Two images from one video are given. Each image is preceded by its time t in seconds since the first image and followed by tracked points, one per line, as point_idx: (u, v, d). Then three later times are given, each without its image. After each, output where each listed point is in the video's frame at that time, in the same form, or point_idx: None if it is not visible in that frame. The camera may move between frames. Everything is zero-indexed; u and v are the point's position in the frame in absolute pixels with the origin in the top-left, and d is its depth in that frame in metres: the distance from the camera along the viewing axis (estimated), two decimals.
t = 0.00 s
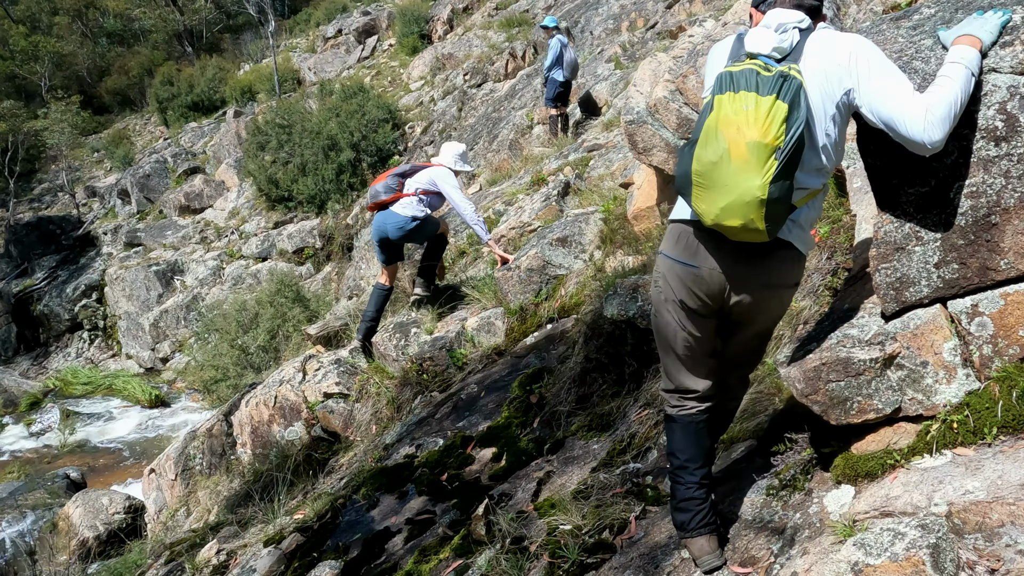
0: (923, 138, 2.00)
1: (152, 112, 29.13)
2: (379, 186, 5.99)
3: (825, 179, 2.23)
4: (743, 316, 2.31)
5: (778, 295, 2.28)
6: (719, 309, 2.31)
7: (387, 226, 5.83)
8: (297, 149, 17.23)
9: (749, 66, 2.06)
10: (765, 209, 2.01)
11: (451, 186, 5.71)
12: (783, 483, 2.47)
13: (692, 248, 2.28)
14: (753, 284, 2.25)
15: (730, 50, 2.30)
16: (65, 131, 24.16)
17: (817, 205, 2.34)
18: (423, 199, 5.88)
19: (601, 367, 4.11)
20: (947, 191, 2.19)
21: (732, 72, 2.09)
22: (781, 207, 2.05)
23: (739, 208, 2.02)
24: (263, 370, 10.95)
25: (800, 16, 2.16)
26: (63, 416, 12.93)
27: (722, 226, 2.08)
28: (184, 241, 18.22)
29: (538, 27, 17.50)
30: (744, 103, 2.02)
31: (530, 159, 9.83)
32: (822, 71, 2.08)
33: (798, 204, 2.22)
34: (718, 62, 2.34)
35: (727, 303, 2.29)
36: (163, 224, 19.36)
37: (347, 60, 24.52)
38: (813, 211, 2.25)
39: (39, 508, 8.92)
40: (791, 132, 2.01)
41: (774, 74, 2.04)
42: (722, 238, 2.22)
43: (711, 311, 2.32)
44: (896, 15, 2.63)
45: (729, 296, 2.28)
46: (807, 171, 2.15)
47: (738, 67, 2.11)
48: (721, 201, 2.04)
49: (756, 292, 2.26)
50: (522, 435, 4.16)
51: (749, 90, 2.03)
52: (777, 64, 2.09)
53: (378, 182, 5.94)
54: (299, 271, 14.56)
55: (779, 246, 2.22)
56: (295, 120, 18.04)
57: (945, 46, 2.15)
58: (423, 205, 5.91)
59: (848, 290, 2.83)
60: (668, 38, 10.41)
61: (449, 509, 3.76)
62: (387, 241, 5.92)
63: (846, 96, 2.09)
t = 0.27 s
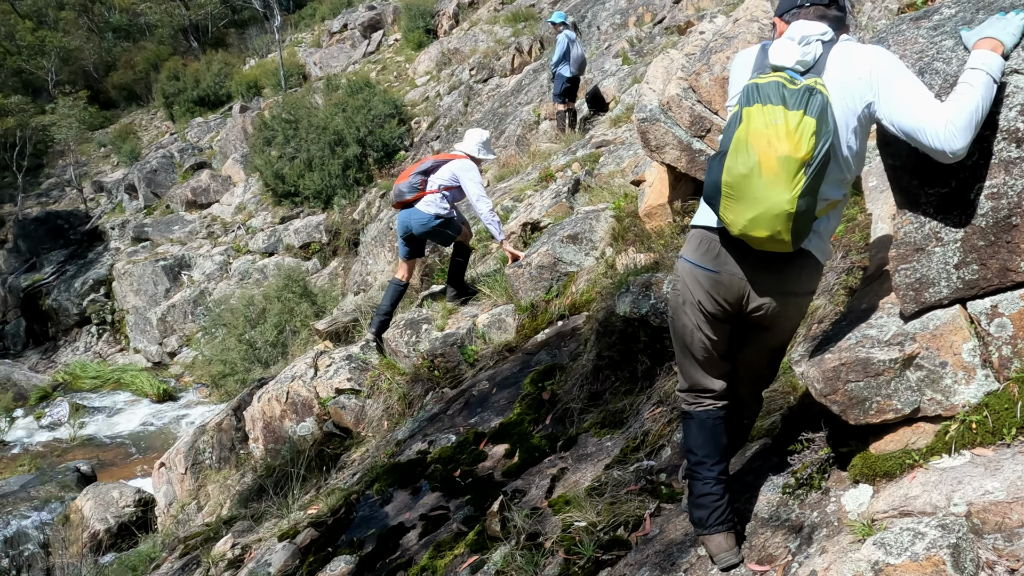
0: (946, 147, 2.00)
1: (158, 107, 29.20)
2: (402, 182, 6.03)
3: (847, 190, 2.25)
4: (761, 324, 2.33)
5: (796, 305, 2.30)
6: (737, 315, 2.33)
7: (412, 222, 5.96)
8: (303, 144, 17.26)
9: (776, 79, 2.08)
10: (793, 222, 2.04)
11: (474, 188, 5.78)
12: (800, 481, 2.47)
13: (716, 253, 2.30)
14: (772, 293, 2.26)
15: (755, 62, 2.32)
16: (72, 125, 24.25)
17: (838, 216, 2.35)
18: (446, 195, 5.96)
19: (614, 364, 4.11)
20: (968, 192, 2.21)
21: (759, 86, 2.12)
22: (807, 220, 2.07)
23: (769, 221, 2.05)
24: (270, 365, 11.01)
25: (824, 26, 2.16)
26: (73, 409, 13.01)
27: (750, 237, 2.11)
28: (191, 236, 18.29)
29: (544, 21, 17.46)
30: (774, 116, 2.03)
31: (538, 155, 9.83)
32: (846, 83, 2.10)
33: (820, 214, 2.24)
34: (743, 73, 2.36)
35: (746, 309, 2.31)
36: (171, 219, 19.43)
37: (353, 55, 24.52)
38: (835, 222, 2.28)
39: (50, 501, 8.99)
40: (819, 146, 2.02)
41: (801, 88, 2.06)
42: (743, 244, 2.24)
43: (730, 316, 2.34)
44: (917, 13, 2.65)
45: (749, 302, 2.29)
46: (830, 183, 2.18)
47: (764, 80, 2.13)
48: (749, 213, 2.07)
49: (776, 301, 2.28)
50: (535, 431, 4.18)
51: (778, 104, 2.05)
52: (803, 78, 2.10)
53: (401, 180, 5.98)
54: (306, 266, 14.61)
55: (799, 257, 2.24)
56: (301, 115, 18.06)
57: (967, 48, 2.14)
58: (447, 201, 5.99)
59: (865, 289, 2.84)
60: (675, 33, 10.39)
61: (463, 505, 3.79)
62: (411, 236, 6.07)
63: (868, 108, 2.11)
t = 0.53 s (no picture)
0: (957, 144, 1.99)
1: (169, 105, 29.36)
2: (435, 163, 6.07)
3: (855, 187, 2.26)
4: (769, 319, 2.34)
5: (805, 299, 2.30)
6: (745, 310, 2.34)
7: (447, 202, 6.04)
8: (313, 142, 17.33)
9: (785, 75, 2.08)
10: (794, 216, 2.05)
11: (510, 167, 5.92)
12: (811, 480, 2.47)
13: (720, 248, 2.31)
14: (780, 287, 2.26)
15: (769, 57, 2.33)
16: (85, 123, 24.44)
17: (849, 213, 2.35)
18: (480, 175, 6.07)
19: (624, 362, 4.11)
20: (983, 191, 2.20)
21: (768, 80, 2.12)
22: (809, 216, 2.09)
23: (768, 216, 2.07)
24: (280, 361, 11.07)
25: (839, 23, 2.17)
26: (85, 404, 13.11)
27: (751, 231, 2.13)
28: (202, 233, 18.41)
29: (553, 19, 17.43)
30: (778, 112, 2.05)
31: (547, 153, 9.83)
32: (857, 80, 2.11)
33: (826, 210, 2.25)
34: (758, 68, 2.38)
35: (755, 303, 2.31)
36: (182, 217, 19.55)
37: (362, 53, 24.58)
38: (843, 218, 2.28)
39: (62, 495, 9.08)
40: (823, 143, 2.03)
41: (810, 84, 2.07)
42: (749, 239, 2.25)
43: (738, 312, 2.34)
44: (932, 12, 2.65)
45: (756, 296, 2.30)
46: (836, 180, 2.18)
47: (773, 74, 2.14)
48: (750, 207, 2.09)
49: (784, 295, 2.28)
50: (544, 428, 4.18)
51: (783, 99, 2.06)
52: (812, 74, 2.11)
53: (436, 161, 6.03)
54: (316, 263, 14.66)
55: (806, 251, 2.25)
56: (311, 113, 18.12)
57: (983, 45, 2.13)
58: (479, 180, 6.11)
59: (878, 288, 2.82)
60: (686, 31, 10.35)
61: (473, 501, 3.80)
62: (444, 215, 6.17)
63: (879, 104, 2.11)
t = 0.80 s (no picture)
0: (959, 140, 1.95)
1: (177, 102, 29.45)
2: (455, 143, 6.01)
3: (855, 182, 2.22)
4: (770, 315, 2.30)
5: (807, 293, 2.25)
6: (746, 307, 2.31)
7: (462, 183, 5.98)
8: (321, 138, 17.33)
9: (779, 73, 2.06)
10: (781, 218, 2.04)
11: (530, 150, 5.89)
12: (817, 480, 2.43)
13: (716, 250, 2.30)
14: (780, 284, 2.22)
15: (770, 48, 2.31)
16: (92, 121, 24.53)
17: (851, 207, 2.31)
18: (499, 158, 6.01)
19: (627, 359, 4.08)
20: (990, 183, 2.15)
21: (763, 78, 2.11)
22: (800, 218, 2.06)
23: (755, 219, 2.06)
24: (288, 358, 11.09)
25: (840, 16, 2.14)
26: (94, 401, 13.19)
27: (741, 233, 2.13)
28: (210, 230, 18.46)
29: (561, 13, 17.32)
30: (767, 113, 2.03)
31: (554, 148, 9.78)
32: (857, 75, 2.06)
33: (825, 207, 2.22)
34: (760, 59, 2.36)
35: (754, 300, 2.28)
36: (190, 214, 19.62)
37: (370, 49, 24.54)
38: (844, 214, 2.25)
39: (71, 493, 9.15)
40: (810, 146, 2.01)
41: (803, 82, 2.04)
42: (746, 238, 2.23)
43: (739, 308, 2.32)
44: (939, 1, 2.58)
45: (755, 293, 2.27)
46: (831, 177, 2.16)
47: (769, 72, 2.12)
48: (737, 210, 2.09)
49: (784, 290, 2.23)
50: (548, 427, 4.15)
51: (772, 100, 2.04)
52: (808, 71, 2.09)
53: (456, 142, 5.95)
54: (323, 260, 14.68)
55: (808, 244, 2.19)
56: (318, 109, 18.11)
57: (991, 36, 2.07)
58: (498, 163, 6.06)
59: (884, 285, 2.76)
60: (694, 24, 10.25)
61: (475, 500, 3.78)
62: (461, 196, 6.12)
63: (879, 100, 2.05)
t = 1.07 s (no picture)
0: (971, 126, 1.88)
1: (197, 97, 29.66)
2: (485, 138, 5.94)
3: (868, 170, 2.16)
4: (784, 310, 2.23)
5: (823, 286, 2.19)
6: (759, 302, 2.25)
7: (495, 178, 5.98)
8: (338, 133, 17.36)
9: (792, 56, 2.00)
10: (801, 208, 1.96)
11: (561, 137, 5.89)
12: (828, 485, 2.35)
13: (729, 243, 2.22)
14: (796, 277, 2.15)
15: (777, 34, 2.26)
16: (111, 116, 24.75)
17: (861, 199, 2.24)
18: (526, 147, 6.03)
19: (639, 357, 4.01)
20: (1009, 177, 2.06)
21: (773, 61, 2.05)
22: (819, 208, 1.99)
23: (773, 209, 1.98)
24: (304, 354, 11.13)
25: None
26: (111, 396, 13.32)
27: (756, 224, 2.04)
28: (228, 225, 18.57)
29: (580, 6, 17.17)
30: (781, 98, 1.96)
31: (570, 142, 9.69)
32: (869, 57, 2.00)
33: (839, 196, 2.15)
34: (764, 46, 2.30)
35: (769, 294, 2.21)
36: (207, 209, 19.75)
37: (388, 44, 24.53)
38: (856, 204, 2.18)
39: (88, 487, 9.25)
40: (829, 130, 1.95)
41: (815, 64, 1.99)
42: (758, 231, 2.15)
43: (752, 303, 2.25)
44: None
45: (769, 287, 2.20)
46: (847, 164, 2.09)
47: (780, 55, 2.06)
48: (754, 200, 2.01)
49: (799, 283, 2.16)
50: (557, 426, 4.10)
51: (787, 84, 1.97)
52: (819, 53, 2.04)
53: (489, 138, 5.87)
54: (340, 255, 14.72)
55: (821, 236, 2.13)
56: (336, 104, 18.14)
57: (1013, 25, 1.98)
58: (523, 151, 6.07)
59: (900, 284, 2.67)
60: (713, 16, 10.09)
61: (482, 501, 3.74)
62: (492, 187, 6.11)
63: (891, 83, 1.99)
